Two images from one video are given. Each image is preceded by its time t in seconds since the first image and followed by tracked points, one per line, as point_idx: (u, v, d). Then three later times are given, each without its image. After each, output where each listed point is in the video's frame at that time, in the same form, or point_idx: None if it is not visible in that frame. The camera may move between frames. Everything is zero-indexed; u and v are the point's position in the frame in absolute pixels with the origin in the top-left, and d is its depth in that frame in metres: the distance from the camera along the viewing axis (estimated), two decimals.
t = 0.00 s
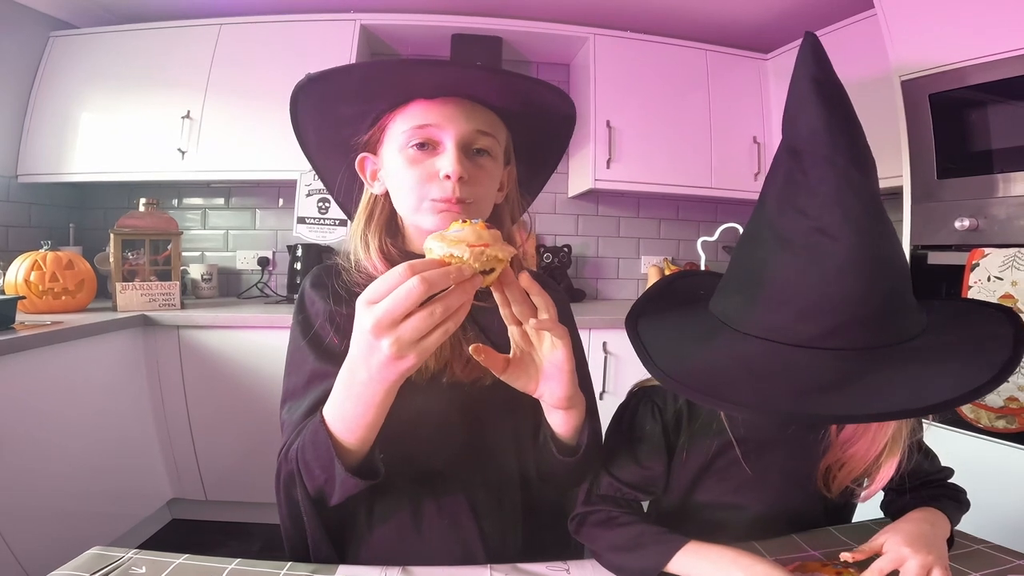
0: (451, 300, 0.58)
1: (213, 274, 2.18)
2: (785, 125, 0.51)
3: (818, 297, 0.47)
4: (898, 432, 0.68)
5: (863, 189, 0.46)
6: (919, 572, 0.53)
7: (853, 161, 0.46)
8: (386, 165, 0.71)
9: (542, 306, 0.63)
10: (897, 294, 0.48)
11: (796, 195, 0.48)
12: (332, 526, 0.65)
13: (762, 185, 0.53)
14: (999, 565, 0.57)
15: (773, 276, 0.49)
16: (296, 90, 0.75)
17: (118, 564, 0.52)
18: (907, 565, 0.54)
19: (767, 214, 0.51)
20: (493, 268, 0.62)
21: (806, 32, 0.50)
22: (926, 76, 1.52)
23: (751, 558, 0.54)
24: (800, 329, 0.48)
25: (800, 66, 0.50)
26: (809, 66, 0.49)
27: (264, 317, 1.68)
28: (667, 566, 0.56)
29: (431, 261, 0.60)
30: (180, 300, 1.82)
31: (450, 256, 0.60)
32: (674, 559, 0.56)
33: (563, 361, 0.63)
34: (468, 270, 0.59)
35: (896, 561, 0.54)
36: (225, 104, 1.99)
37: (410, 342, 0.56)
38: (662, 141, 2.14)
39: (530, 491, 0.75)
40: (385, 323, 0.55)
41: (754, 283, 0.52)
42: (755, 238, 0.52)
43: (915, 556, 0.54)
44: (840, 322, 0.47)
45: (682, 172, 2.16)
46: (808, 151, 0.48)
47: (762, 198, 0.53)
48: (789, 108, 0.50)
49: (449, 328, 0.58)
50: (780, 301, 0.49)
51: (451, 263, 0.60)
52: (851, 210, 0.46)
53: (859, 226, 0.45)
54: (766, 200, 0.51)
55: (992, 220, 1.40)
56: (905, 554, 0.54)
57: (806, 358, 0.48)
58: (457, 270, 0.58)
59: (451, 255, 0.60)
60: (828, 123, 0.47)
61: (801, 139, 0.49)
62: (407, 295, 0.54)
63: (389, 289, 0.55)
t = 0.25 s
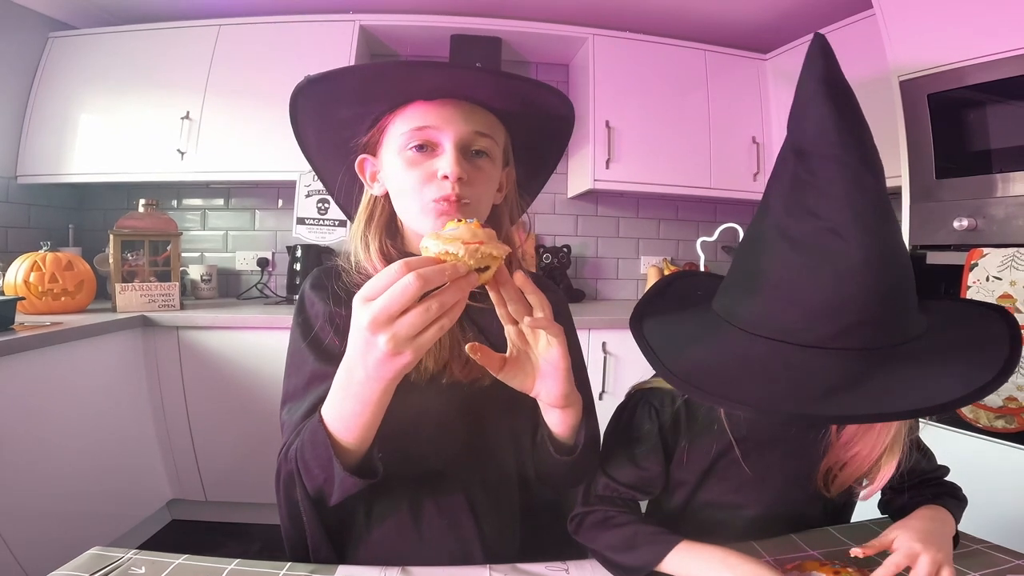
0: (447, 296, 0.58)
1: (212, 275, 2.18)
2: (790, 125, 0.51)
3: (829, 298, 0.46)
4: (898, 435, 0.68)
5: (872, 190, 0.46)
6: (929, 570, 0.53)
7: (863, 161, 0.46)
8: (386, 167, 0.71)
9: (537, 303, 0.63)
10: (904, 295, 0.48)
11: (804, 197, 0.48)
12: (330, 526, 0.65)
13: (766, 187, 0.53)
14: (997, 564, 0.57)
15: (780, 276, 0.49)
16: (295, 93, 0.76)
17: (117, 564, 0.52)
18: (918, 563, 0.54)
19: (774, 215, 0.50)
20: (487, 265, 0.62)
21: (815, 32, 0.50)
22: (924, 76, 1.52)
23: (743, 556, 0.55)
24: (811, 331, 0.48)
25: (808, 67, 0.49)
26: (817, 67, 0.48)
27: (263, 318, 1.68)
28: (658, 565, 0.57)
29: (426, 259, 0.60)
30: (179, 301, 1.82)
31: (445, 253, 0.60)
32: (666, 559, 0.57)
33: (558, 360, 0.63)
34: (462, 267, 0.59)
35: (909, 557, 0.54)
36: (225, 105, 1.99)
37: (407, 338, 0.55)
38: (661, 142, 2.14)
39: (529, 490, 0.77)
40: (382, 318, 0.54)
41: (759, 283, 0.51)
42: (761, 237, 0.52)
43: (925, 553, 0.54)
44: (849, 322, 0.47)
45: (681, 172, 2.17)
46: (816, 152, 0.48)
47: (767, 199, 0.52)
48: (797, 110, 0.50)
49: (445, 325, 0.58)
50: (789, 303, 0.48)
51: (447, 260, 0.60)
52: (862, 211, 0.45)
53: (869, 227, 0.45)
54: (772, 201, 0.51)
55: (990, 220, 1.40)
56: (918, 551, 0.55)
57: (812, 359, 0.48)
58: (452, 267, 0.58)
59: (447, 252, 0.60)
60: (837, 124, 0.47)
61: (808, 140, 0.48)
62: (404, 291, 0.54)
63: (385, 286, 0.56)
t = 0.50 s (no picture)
0: (448, 299, 0.58)
1: (212, 276, 2.18)
2: (808, 124, 0.49)
3: (845, 301, 0.46)
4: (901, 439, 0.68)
5: (891, 193, 0.45)
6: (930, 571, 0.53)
7: (883, 163, 0.45)
8: (388, 168, 0.71)
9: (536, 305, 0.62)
10: (917, 297, 0.47)
11: (820, 198, 0.47)
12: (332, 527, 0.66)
13: (779, 185, 0.51)
14: (998, 565, 0.57)
15: (793, 278, 0.48)
16: (297, 93, 0.76)
17: (118, 564, 0.52)
18: (919, 563, 0.54)
19: (786, 216, 0.49)
20: (488, 267, 0.62)
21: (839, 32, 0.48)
22: (924, 77, 1.52)
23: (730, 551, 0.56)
24: (826, 332, 0.47)
25: (829, 65, 0.47)
26: (839, 65, 0.47)
27: (263, 318, 1.68)
28: (646, 560, 0.59)
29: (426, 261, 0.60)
30: (179, 301, 1.82)
31: (445, 256, 0.61)
32: (653, 553, 0.58)
33: (559, 361, 0.63)
34: (464, 270, 0.59)
35: (910, 557, 0.54)
36: (224, 105, 1.99)
37: (408, 341, 0.56)
38: (661, 142, 2.14)
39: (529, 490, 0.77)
40: (383, 322, 0.55)
41: (769, 283, 0.50)
42: (772, 238, 0.50)
43: (927, 554, 0.54)
44: (862, 326, 0.46)
45: (681, 173, 2.17)
46: (834, 153, 0.46)
47: (779, 199, 0.51)
48: (815, 108, 0.48)
49: (446, 328, 0.58)
50: (804, 305, 0.48)
51: (447, 263, 0.60)
52: (880, 215, 0.44)
53: (889, 231, 0.44)
54: (784, 201, 0.50)
55: (990, 220, 1.40)
56: (920, 551, 0.55)
57: (825, 361, 0.48)
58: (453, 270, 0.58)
59: (447, 255, 0.60)
60: (858, 125, 0.45)
61: (827, 140, 0.47)
62: (404, 295, 0.54)
63: (386, 290, 0.56)
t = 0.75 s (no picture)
0: (443, 309, 0.58)
1: (212, 276, 2.18)
2: (822, 125, 0.49)
3: (858, 305, 0.45)
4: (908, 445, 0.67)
5: (908, 197, 0.45)
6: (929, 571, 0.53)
7: (901, 166, 0.45)
8: (389, 167, 0.71)
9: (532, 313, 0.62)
10: (929, 303, 0.47)
11: (834, 199, 0.46)
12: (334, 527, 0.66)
13: (790, 185, 0.51)
14: (998, 565, 0.57)
15: (803, 280, 0.47)
16: (297, 94, 0.76)
17: (118, 564, 0.52)
18: (919, 562, 0.53)
19: (799, 218, 0.49)
20: (482, 278, 0.63)
21: (860, 32, 0.48)
22: (922, 77, 1.53)
23: (726, 546, 0.56)
24: (837, 336, 0.47)
25: (848, 66, 0.47)
26: (859, 67, 0.46)
27: (262, 319, 1.67)
28: (641, 551, 0.58)
29: (420, 272, 0.61)
30: (178, 302, 1.82)
31: (440, 266, 0.62)
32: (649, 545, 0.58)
33: (555, 368, 0.63)
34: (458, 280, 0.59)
35: (909, 556, 0.54)
36: (224, 106, 1.99)
37: (403, 353, 0.56)
38: (661, 142, 2.14)
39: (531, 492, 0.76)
40: (378, 335, 0.55)
41: (777, 285, 0.50)
42: (781, 239, 0.50)
43: (927, 554, 0.54)
44: (873, 331, 0.46)
45: (681, 173, 2.17)
46: (850, 154, 0.46)
47: (791, 200, 0.50)
48: (832, 110, 0.48)
49: (441, 338, 0.58)
50: (815, 309, 0.47)
51: (440, 274, 0.61)
52: (897, 218, 0.44)
53: (905, 234, 0.44)
54: (795, 202, 0.49)
55: (990, 220, 1.40)
56: (919, 552, 0.54)
57: (833, 366, 0.48)
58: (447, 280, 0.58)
59: (441, 266, 0.61)
60: (877, 126, 0.45)
61: (843, 141, 0.46)
62: (398, 308, 0.54)
63: (379, 303, 0.56)
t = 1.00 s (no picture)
0: (436, 313, 0.58)
1: (211, 277, 2.18)
2: (832, 126, 0.48)
3: (864, 309, 0.44)
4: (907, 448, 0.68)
5: (917, 201, 0.44)
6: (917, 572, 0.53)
7: (913, 169, 0.44)
8: (390, 168, 0.71)
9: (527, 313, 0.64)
10: (937, 307, 0.46)
11: (842, 202, 0.45)
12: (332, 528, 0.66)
13: (798, 186, 0.50)
14: (996, 564, 0.57)
15: (806, 284, 0.46)
16: (298, 95, 0.76)
17: (117, 565, 0.52)
18: (906, 563, 0.53)
19: (805, 220, 0.48)
20: (475, 279, 0.62)
21: (875, 31, 0.46)
22: (921, 78, 1.53)
23: (729, 544, 0.56)
24: (843, 340, 0.46)
25: (860, 66, 0.46)
26: (873, 67, 0.45)
27: (262, 319, 1.67)
28: (648, 552, 0.58)
29: (413, 276, 0.61)
30: (178, 303, 1.82)
31: (432, 270, 0.61)
32: (655, 546, 0.58)
33: (551, 370, 0.63)
34: (450, 283, 0.59)
35: (895, 557, 0.54)
36: (223, 106, 1.99)
37: (395, 357, 0.56)
38: (660, 142, 2.14)
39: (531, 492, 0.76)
40: (371, 339, 0.55)
41: (780, 287, 0.49)
42: (786, 241, 0.49)
43: (912, 556, 0.54)
44: (878, 336, 0.44)
45: (680, 173, 2.17)
46: (860, 156, 0.45)
47: (797, 202, 0.49)
48: (843, 110, 0.47)
49: (434, 341, 0.58)
50: (820, 312, 0.46)
51: (433, 277, 0.61)
52: (907, 224, 0.43)
53: (914, 240, 0.43)
54: (802, 204, 0.48)
55: (989, 220, 1.40)
56: (905, 552, 0.54)
57: (837, 369, 0.47)
58: (440, 283, 0.58)
59: (434, 269, 0.61)
60: (889, 128, 0.44)
61: (853, 143, 0.46)
62: (390, 312, 0.55)
63: (372, 307, 0.57)
